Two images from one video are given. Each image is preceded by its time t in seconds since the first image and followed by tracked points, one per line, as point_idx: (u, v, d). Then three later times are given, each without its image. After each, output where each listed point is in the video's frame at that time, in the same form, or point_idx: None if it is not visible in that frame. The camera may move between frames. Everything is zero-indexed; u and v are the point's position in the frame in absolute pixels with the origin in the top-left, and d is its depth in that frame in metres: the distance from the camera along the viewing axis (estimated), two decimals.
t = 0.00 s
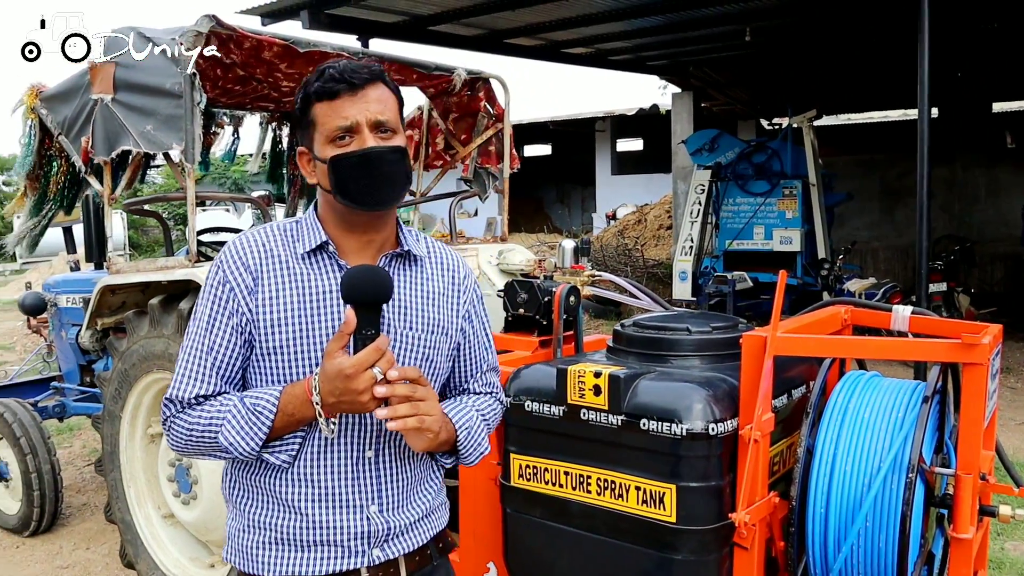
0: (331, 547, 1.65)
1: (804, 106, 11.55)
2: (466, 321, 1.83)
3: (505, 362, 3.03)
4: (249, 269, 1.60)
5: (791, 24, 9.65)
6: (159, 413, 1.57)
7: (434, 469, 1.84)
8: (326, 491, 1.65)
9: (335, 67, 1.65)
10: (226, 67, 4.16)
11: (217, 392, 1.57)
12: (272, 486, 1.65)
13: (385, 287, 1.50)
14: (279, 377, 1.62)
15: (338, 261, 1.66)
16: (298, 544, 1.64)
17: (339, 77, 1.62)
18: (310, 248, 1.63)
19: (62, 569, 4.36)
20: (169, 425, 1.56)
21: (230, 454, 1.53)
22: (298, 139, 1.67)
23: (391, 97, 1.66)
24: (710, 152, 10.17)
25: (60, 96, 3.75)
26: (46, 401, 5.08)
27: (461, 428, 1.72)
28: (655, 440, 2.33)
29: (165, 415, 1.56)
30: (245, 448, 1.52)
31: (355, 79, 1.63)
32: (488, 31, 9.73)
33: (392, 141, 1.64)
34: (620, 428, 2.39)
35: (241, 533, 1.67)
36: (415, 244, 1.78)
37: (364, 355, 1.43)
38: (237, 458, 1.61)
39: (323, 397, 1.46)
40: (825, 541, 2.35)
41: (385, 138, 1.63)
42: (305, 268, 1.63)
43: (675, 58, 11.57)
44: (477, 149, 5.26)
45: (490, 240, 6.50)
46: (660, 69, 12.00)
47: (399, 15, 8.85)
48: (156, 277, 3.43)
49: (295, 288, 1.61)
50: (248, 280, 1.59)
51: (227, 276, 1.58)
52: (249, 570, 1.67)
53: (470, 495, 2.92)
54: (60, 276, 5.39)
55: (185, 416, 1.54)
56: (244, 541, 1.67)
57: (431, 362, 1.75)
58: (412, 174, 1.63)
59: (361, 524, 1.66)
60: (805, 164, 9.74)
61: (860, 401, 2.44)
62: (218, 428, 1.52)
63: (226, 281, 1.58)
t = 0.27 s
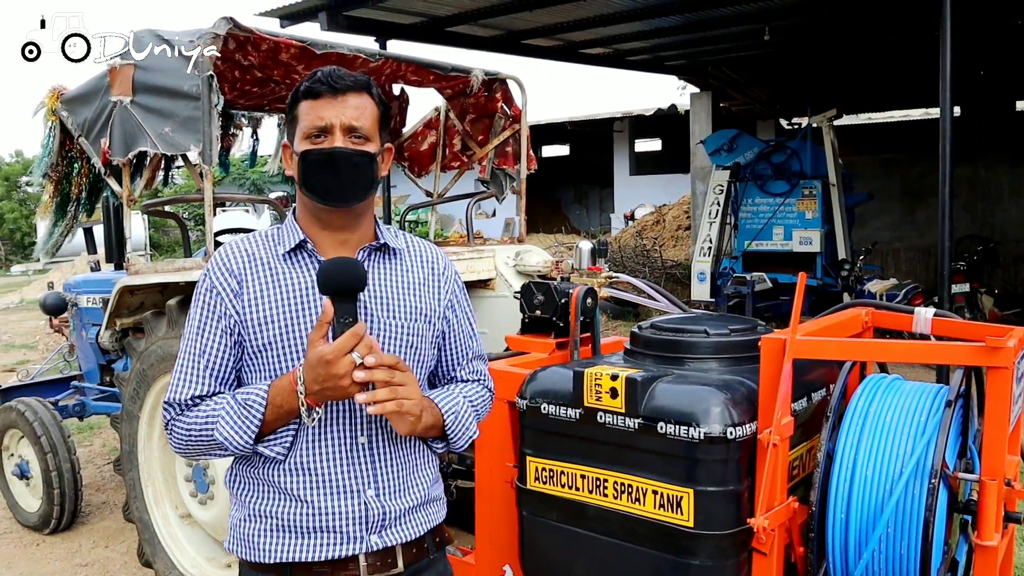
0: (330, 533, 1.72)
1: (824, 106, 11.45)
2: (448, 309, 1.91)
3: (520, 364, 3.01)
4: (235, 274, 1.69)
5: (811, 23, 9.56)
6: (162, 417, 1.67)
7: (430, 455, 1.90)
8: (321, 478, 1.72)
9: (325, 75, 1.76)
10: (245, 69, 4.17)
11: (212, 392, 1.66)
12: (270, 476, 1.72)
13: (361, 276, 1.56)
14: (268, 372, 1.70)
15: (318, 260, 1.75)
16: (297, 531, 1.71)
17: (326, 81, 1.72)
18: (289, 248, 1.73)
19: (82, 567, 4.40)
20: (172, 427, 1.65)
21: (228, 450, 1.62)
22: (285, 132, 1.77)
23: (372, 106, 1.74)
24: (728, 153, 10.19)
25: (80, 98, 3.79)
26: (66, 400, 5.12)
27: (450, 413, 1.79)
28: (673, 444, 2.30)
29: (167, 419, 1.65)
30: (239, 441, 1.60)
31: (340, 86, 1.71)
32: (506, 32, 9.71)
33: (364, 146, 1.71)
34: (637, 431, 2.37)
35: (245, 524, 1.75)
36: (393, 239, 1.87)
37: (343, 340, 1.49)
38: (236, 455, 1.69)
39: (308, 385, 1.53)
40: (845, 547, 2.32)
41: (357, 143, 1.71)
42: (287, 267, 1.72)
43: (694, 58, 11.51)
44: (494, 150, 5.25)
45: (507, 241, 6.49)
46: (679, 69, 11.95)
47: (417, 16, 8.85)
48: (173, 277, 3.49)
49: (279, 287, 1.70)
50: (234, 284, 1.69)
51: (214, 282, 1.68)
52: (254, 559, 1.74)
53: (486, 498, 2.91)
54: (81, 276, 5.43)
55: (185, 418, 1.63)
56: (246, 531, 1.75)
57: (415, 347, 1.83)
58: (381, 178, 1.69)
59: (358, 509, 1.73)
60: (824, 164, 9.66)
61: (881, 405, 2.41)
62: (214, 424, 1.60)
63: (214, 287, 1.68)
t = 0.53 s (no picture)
0: (335, 522, 1.71)
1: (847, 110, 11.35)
2: (440, 305, 1.93)
3: (536, 368, 2.99)
4: (234, 279, 1.70)
5: (834, 27, 9.49)
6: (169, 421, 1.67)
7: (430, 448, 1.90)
8: (324, 466, 1.72)
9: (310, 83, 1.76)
10: (265, 72, 4.20)
11: (216, 394, 1.66)
12: (275, 467, 1.73)
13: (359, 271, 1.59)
14: (270, 372, 1.71)
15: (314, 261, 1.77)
16: (303, 520, 1.71)
17: (313, 89, 1.73)
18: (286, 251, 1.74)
19: (101, 565, 4.43)
20: (178, 430, 1.65)
21: (233, 448, 1.62)
22: (274, 141, 1.77)
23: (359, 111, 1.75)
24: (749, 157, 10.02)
25: (103, 101, 3.82)
26: (87, 399, 5.17)
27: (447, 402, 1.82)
28: (689, 450, 2.27)
29: (174, 421, 1.66)
30: (244, 437, 1.60)
31: (328, 93, 1.72)
32: (526, 35, 9.71)
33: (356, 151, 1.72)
34: (653, 437, 2.34)
35: (252, 517, 1.75)
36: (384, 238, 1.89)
37: (339, 332, 1.51)
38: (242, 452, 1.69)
39: (306, 379, 1.53)
40: (865, 557, 2.28)
41: (350, 148, 1.72)
42: (284, 269, 1.73)
43: (715, 62, 11.45)
44: (513, 154, 5.23)
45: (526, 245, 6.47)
46: (700, 73, 11.89)
47: (438, 20, 8.87)
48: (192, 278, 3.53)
49: (278, 288, 1.71)
50: (234, 288, 1.70)
51: (214, 287, 1.69)
52: (261, 550, 1.74)
53: (502, 502, 2.88)
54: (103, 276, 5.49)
55: (190, 420, 1.64)
56: (254, 523, 1.75)
57: (411, 342, 1.84)
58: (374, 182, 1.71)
59: (361, 497, 1.73)
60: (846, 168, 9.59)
61: (903, 413, 2.37)
62: (219, 423, 1.61)
63: (214, 292, 1.69)
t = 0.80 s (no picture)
0: (333, 516, 1.71)
1: (861, 116, 11.29)
2: (429, 302, 1.95)
3: (544, 372, 2.98)
4: (229, 281, 1.70)
5: (849, 33, 9.43)
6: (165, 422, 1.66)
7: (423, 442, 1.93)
8: (321, 461, 1.72)
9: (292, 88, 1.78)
10: (275, 75, 4.20)
11: (212, 396, 1.66)
12: (273, 464, 1.72)
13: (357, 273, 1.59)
14: (265, 373, 1.71)
15: (309, 260, 1.77)
16: (301, 515, 1.70)
17: (296, 94, 1.74)
18: (280, 251, 1.74)
19: (108, 564, 4.45)
20: (174, 432, 1.64)
21: (231, 449, 1.62)
22: (262, 149, 1.78)
23: (344, 111, 1.77)
24: (762, 162, 10.03)
25: (115, 101, 3.85)
26: (97, 398, 5.20)
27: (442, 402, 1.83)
28: (697, 458, 2.25)
29: (170, 424, 1.65)
30: (242, 440, 1.60)
31: (312, 97, 1.74)
32: (540, 40, 9.70)
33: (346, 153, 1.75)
34: (660, 445, 2.33)
35: (252, 514, 1.75)
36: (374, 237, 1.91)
37: (339, 335, 1.50)
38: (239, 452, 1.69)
39: (306, 380, 1.53)
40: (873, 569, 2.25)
41: (339, 149, 1.74)
42: (279, 269, 1.73)
43: (729, 67, 11.42)
44: (524, 158, 5.22)
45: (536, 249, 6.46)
46: (714, 78, 11.85)
47: (451, 23, 8.88)
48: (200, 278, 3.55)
49: (272, 289, 1.71)
50: (229, 291, 1.70)
51: (209, 289, 1.69)
52: (262, 546, 1.73)
53: (507, 507, 2.87)
54: (114, 276, 5.52)
55: (187, 422, 1.63)
56: (253, 520, 1.75)
57: (405, 337, 1.85)
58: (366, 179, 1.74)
59: (358, 490, 1.73)
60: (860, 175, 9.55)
61: (913, 424, 2.34)
62: (217, 424, 1.60)
63: (209, 294, 1.68)
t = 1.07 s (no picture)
0: (333, 517, 1.70)
1: (869, 121, 11.25)
2: (421, 301, 1.95)
3: (546, 376, 2.97)
4: (221, 285, 1.69)
5: (857, 37, 9.40)
6: (160, 429, 1.65)
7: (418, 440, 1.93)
8: (319, 463, 1.71)
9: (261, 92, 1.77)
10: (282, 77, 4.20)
11: (206, 400, 1.64)
12: (270, 467, 1.71)
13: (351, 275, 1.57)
14: (259, 375, 1.70)
15: (300, 263, 1.77)
16: (301, 516, 1.70)
17: (266, 97, 1.74)
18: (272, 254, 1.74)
19: (111, 565, 4.45)
20: (169, 438, 1.63)
21: (227, 453, 1.59)
22: (242, 159, 1.78)
23: (317, 106, 1.77)
24: (770, 167, 9.92)
25: (120, 103, 3.85)
26: (101, 399, 5.21)
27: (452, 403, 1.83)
28: (698, 465, 2.24)
29: (164, 430, 1.63)
30: (237, 443, 1.58)
31: (283, 96, 1.74)
32: (547, 42, 9.70)
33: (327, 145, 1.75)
34: (662, 451, 2.31)
35: (252, 517, 1.74)
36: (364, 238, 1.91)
37: (331, 340, 1.48)
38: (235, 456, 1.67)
39: (298, 386, 1.51)
40: None
41: (320, 142, 1.74)
42: (271, 272, 1.73)
43: (737, 71, 11.39)
44: (529, 161, 5.22)
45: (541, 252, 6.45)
46: (721, 82, 11.83)
47: (458, 26, 8.89)
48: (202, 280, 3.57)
49: (264, 292, 1.71)
50: (221, 294, 1.69)
51: (200, 294, 1.68)
52: (262, 549, 1.72)
53: (509, 512, 2.86)
54: (119, 277, 5.53)
55: (182, 427, 1.61)
56: (253, 523, 1.74)
57: (399, 337, 1.85)
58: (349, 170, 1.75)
59: (358, 491, 1.73)
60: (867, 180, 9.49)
61: (918, 431, 2.32)
62: (212, 428, 1.58)
63: (201, 298, 1.67)
